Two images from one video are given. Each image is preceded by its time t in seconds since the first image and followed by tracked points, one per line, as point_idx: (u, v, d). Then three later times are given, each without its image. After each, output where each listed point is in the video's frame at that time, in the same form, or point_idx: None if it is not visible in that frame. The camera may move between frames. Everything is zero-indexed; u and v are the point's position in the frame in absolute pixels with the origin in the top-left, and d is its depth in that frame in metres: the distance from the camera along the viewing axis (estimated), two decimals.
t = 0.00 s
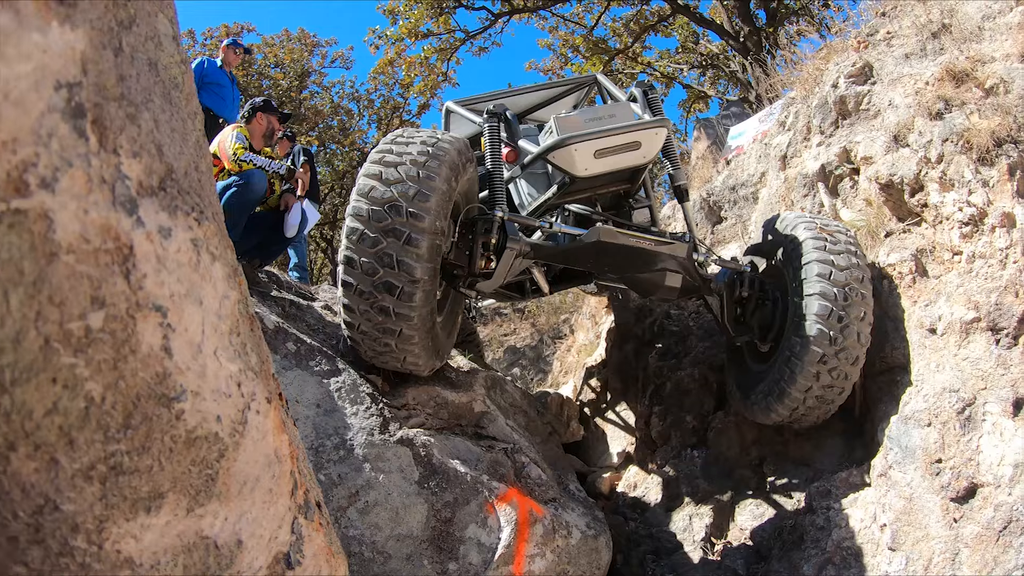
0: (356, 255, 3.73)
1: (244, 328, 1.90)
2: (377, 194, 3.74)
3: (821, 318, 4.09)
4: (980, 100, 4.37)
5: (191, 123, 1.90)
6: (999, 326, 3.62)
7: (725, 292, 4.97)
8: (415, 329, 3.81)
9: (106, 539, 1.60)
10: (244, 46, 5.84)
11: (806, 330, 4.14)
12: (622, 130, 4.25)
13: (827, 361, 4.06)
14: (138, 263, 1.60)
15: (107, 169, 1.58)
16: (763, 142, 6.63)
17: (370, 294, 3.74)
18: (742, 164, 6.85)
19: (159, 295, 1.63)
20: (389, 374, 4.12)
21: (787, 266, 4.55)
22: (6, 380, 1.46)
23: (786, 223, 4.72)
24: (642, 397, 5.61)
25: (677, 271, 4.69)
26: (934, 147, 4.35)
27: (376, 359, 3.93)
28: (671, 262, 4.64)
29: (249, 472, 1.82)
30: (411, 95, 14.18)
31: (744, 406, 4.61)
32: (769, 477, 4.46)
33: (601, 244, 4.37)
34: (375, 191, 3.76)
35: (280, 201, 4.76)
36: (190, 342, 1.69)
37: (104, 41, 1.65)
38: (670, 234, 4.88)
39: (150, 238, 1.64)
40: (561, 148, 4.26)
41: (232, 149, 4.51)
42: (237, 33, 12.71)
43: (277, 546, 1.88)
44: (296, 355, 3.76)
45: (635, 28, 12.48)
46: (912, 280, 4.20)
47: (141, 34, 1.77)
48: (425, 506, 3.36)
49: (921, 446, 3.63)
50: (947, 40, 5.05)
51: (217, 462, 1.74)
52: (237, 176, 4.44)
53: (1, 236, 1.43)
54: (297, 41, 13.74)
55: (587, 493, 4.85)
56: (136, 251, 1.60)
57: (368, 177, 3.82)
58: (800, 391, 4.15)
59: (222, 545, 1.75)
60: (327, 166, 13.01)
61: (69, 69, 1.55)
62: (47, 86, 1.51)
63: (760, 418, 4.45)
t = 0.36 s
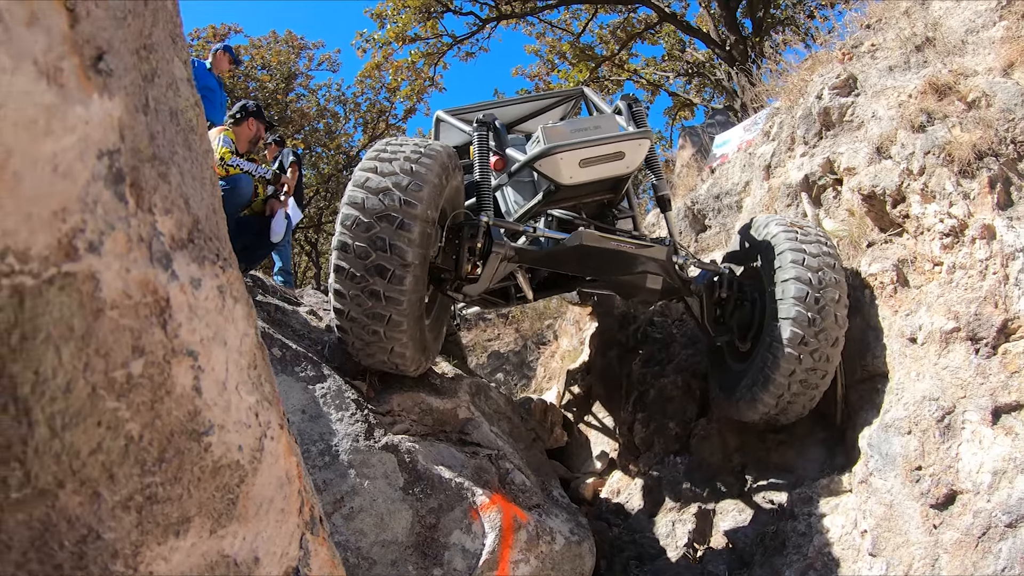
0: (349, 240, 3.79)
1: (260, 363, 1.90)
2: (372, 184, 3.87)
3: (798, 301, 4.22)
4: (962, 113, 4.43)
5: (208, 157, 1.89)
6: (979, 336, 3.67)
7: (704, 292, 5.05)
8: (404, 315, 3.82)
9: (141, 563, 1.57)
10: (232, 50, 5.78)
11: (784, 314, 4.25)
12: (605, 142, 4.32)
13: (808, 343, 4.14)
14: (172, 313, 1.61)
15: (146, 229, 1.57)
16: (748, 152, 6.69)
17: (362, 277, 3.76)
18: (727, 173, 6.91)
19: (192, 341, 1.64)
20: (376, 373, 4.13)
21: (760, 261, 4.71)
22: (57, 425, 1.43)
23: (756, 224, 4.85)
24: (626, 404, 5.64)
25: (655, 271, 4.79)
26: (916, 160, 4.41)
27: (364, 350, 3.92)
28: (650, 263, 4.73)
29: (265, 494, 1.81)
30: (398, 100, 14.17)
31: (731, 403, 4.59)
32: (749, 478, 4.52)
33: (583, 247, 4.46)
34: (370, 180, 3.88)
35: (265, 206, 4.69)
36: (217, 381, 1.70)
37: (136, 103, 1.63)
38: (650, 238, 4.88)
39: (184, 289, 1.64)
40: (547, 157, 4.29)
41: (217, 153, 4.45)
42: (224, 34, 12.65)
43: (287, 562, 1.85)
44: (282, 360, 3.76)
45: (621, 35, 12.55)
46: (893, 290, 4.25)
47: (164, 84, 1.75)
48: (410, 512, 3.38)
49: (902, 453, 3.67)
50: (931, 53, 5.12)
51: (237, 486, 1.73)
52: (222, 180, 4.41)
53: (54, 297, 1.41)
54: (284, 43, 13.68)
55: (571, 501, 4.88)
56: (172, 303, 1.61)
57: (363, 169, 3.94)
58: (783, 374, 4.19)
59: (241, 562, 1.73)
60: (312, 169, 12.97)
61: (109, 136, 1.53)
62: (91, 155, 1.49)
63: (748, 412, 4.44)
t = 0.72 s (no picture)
0: (342, 222, 3.82)
1: (208, 362, 1.81)
2: (364, 172, 3.93)
3: (780, 283, 4.30)
4: (952, 121, 4.44)
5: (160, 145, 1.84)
6: (967, 343, 3.66)
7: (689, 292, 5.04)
8: (394, 298, 3.81)
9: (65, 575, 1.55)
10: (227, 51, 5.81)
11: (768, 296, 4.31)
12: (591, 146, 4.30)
13: (793, 324, 4.20)
14: (94, 306, 1.58)
15: (65, 211, 1.56)
16: (738, 158, 6.68)
17: (352, 261, 3.77)
18: (716, 178, 6.90)
19: (117, 337, 1.60)
20: (362, 369, 4.07)
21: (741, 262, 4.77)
22: None
23: (738, 225, 4.89)
24: (613, 409, 5.62)
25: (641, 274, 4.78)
26: (906, 167, 4.41)
27: (350, 337, 3.88)
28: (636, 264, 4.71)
29: (210, 505, 1.74)
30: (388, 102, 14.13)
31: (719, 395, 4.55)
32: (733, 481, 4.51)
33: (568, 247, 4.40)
34: (365, 169, 3.93)
35: (251, 207, 4.65)
36: (148, 382, 1.65)
37: (65, 74, 1.64)
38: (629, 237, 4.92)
39: (107, 280, 1.61)
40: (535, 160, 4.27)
41: (205, 152, 4.38)
42: (215, 34, 12.57)
43: None
44: (266, 362, 3.70)
45: (613, 41, 12.56)
46: (882, 297, 4.23)
47: (107, 61, 1.73)
48: (394, 517, 3.34)
49: (890, 461, 3.66)
50: (921, 62, 5.13)
51: (177, 497, 1.68)
52: (211, 178, 4.35)
53: None
54: (275, 44, 13.59)
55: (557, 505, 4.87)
56: (94, 294, 1.58)
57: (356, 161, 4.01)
58: (768, 356, 4.21)
59: None
60: (302, 171, 12.93)
61: (26, 109, 1.54)
62: (5, 128, 1.51)
63: (737, 404, 4.39)
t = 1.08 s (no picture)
0: (339, 204, 3.83)
1: (137, 372, 1.74)
2: (363, 161, 3.98)
3: (767, 261, 4.38)
4: (950, 127, 4.42)
5: (98, 139, 1.83)
6: (964, 350, 3.63)
7: (680, 290, 5.07)
8: (391, 276, 3.78)
9: None
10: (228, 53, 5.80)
11: (758, 275, 4.36)
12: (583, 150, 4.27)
13: (783, 300, 4.24)
14: None
15: None
16: (735, 162, 6.66)
17: (351, 239, 3.76)
18: (713, 183, 6.87)
19: (21, 344, 1.50)
20: (355, 363, 4.02)
21: (728, 258, 4.83)
22: None
23: (723, 222, 4.93)
24: (608, 413, 5.59)
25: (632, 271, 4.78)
26: (903, 172, 4.39)
27: (345, 321, 3.84)
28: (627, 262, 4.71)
29: (141, 523, 1.66)
30: (386, 104, 14.10)
31: (718, 383, 4.52)
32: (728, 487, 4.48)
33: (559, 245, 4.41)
34: (364, 159, 3.98)
35: (243, 205, 4.62)
36: (61, 394, 1.55)
37: None
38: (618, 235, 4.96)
39: (7, 281, 1.50)
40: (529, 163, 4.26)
41: (193, 150, 4.35)
42: (213, 33, 12.52)
43: None
44: (258, 364, 3.65)
45: (612, 45, 12.55)
46: (878, 303, 4.20)
47: (31, 46, 1.67)
48: (384, 522, 3.29)
49: (885, 468, 3.63)
50: (920, 67, 5.10)
51: (100, 516, 1.60)
52: (199, 177, 4.32)
53: None
54: (274, 44, 13.55)
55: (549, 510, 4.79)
56: None
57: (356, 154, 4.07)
58: (761, 333, 4.23)
59: None
60: (299, 172, 12.89)
61: None
62: None
63: (734, 386, 4.36)
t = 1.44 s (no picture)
0: (345, 191, 3.97)
1: (85, 380, 1.58)
2: (368, 158, 4.17)
3: (759, 245, 4.52)
4: (955, 131, 4.38)
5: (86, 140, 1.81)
6: (969, 356, 3.60)
7: (677, 288, 5.04)
8: (393, 260, 3.85)
9: None
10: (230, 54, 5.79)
11: (751, 258, 4.48)
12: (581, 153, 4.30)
13: (778, 280, 4.33)
14: None
15: None
16: (738, 166, 6.63)
17: (356, 223, 3.86)
18: (717, 187, 6.84)
19: None
20: (354, 356, 4.02)
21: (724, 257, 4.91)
22: None
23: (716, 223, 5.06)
24: (610, 418, 5.56)
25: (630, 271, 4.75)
26: (908, 177, 4.36)
27: (347, 307, 3.88)
28: (624, 260, 4.68)
29: (84, 540, 1.52)
30: (389, 107, 14.09)
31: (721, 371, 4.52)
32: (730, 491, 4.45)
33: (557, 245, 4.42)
34: (369, 158, 4.16)
35: (243, 207, 4.60)
36: None
37: None
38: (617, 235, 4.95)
39: None
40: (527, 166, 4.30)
41: (192, 151, 4.35)
42: (218, 36, 12.52)
43: None
44: (257, 366, 3.59)
45: (616, 49, 12.54)
46: (882, 308, 4.17)
47: None
48: (382, 526, 3.27)
49: (888, 475, 3.60)
50: (924, 71, 5.08)
51: (38, 533, 1.47)
52: (196, 179, 4.31)
53: None
54: (279, 46, 13.54)
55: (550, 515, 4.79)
56: None
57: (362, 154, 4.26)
58: (758, 312, 4.29)
59: None
60: (302, 174, 12.87)
61: None
62: None
63: (735, 371, 4.38)
